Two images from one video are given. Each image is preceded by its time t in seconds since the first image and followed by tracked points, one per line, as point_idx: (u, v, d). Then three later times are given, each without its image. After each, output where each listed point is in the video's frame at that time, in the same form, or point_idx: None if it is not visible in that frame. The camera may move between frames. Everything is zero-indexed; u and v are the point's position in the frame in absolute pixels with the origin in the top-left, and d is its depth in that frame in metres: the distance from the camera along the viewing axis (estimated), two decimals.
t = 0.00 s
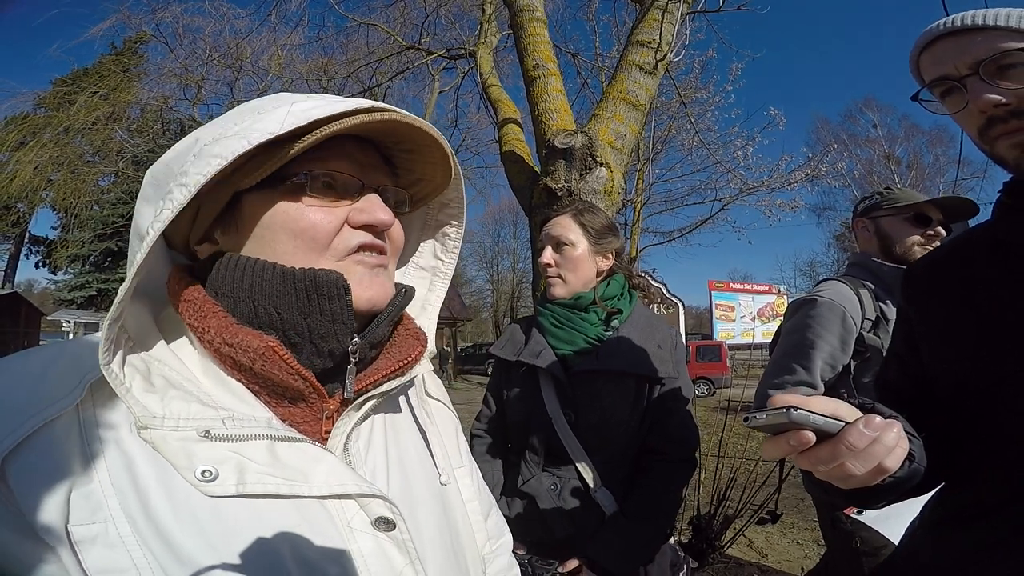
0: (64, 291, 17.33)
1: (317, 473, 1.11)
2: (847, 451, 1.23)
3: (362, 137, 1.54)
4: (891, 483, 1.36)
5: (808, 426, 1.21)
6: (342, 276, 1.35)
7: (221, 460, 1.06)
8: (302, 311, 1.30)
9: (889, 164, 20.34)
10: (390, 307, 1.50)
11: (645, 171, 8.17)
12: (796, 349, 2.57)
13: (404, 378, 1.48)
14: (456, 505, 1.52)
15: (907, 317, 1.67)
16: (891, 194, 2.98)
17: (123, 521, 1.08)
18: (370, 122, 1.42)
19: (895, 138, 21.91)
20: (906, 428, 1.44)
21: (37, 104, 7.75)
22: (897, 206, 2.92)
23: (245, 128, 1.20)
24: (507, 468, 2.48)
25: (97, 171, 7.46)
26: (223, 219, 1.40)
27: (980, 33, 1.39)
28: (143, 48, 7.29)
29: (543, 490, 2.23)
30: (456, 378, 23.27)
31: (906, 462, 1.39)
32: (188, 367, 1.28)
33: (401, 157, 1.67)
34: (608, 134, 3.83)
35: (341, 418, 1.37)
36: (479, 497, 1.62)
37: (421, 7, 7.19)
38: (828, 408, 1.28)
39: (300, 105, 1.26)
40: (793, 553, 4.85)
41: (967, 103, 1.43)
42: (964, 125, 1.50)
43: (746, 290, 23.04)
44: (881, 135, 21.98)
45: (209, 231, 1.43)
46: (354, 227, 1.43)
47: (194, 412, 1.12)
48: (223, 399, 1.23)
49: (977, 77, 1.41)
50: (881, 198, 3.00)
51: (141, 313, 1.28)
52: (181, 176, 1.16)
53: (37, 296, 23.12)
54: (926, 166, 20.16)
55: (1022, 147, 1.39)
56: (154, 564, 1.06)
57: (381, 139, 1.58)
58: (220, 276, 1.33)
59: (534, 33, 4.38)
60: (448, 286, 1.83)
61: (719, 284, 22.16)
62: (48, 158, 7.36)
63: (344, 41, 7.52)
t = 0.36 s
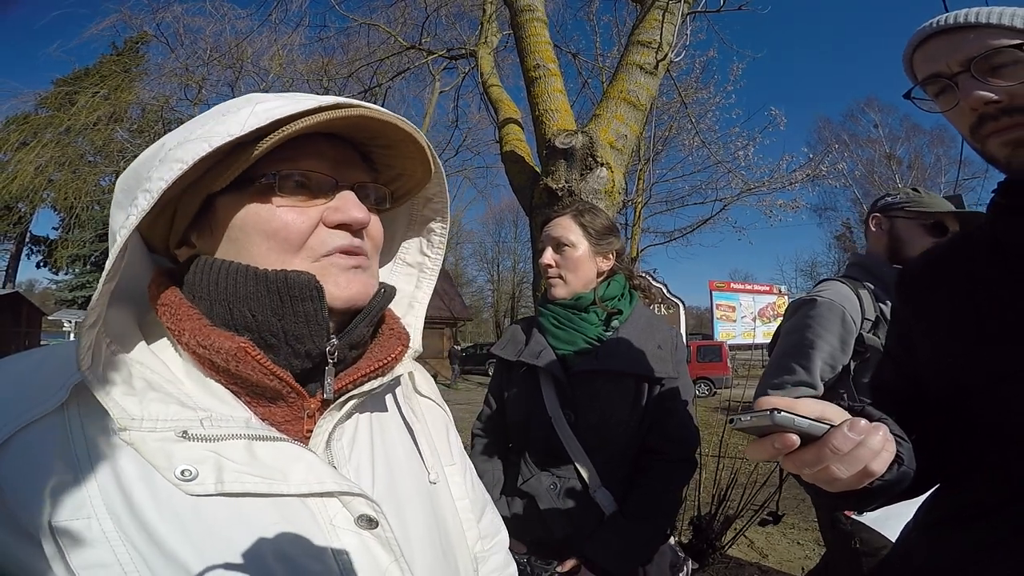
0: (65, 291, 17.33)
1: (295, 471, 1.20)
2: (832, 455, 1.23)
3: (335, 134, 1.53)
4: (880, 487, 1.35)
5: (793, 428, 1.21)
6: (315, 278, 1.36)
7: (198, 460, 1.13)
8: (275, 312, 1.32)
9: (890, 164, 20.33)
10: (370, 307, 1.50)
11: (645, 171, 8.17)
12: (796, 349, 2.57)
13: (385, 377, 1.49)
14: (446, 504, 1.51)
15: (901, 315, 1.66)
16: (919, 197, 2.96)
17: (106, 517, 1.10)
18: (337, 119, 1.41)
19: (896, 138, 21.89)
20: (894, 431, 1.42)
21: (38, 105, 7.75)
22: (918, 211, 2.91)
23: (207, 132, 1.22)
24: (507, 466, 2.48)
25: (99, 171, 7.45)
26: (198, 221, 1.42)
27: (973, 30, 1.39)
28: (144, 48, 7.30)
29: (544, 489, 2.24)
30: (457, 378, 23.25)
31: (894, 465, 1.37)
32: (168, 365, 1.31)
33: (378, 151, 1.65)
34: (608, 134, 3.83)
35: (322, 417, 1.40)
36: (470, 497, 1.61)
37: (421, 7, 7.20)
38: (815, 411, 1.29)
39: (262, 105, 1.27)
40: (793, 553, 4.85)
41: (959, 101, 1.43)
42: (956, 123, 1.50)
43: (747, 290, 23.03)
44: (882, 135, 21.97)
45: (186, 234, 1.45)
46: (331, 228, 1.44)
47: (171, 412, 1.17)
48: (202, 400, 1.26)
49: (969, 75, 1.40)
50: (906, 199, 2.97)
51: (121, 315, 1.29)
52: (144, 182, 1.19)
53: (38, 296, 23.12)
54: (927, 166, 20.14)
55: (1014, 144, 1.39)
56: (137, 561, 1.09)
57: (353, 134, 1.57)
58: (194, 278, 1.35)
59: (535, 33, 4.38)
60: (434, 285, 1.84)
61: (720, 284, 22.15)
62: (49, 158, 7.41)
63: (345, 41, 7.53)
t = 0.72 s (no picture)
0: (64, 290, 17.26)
1: (285, 467, 1.21)
2: (810, 458, 1.23)
3: (331, 144, 1.51)
4: (862, 489, 1.35)
5: (770, 430, 1.22)
6: (303, 289, 1.36)
7: (193, 457, 1.15)
8: (265, 320, 1.32)
9: (890, 163, 20.31)
10: (360, 315, 1.50)
11: (645, 170, 8.16)
12: (794, 347, 2.57)
13: (380, 379, 1.51)
14: (445, 508, 1.50)
15: (887, 316, 1.67)
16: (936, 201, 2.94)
17: (104, 510, 1.11)
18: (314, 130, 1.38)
19: (896, 137, 21.89)
20: (877, 433, 1.42)
21: (37, 104, 7.75)
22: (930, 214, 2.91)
23: (175, 143, 1.26)
24: (507, 466, 2.47)
25: (97, 171, 7.31)
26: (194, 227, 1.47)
27: (958, 28, 1.38)
28: (143, 48, 7.29)
29: (545, 487, 2.24)
30: (457, 377, 23.26)
31: (876, 468, 1.37)
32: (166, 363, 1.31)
33: (380, 160, 1.62)
34: (608, 133, 3.83)
35: (317, 416, 1.40)
36: (468, 498, 1.61)
37: (421, 6, 7.20)
38: (796, 414, 1.30)
39: (228, 117, 1.28)
40: (793, 552, 4.85)
41: (944, 99, 1.42)
42: (941, 121, 1.49)
43: (746, 289, 23.04)
44: (882, 134, 21.97)
45: (186, 240, 1.50)
46: (306, 246, 1.42)
47: (167, 412, 1.17)
48: (198, 399, 1.26)
49: (953, 73, 1.39)
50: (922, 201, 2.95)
51: (121, 318, 1.32)
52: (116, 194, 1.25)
53: (38, 296, 23.07)
54: (927, 165, 20.13)
55: (999, 143, 1.37)
56: (133, 555, 1.09)
57: (352, 146, 1.54)
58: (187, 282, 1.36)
59: (534, 32, 4.38)
60: (446, 300, 1.83)
61: (720, 283, 22.15)
62: (48, 157, 7.37)
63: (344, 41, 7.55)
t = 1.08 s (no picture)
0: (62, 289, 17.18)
1: (289, 467, 1.20)
2: (801, 454, 1.23)
3: (335, 136, 1.53)
4: (853, 488, 1.34)
5: (762, 426, 1.21)
6: (311, 282, 1.36)
7: (197, 451, 1.15)
8: (272, 315, 1.32)
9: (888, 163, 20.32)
10: (362, 311, 1.50)
11: (643, 170, 8.16)
12: (792, 346, 2.57)
13: (389, 377, 1.51)
14: (449, 512, 1.49)
15: (880, 316, 1.66)
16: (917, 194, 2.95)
17: (107, 507, 1.11)
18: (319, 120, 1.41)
19: (894, 137, 21.91)
20: (870, 432, 1.41)
21: (34, 103, 7.73)
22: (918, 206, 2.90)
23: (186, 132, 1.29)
24: (507, 465, 2.46)
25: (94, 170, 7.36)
26: (206, 221, 1.48)
27: (947, 29, 1.38)
28: (141, 47, 7.28)
29: (545, 486, 2.24)
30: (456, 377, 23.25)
31: (869, 466, 1.36)
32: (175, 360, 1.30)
33: (383, 157, 1.64)
34: (607, 131, 3.82)
35: (323, 415, 1.40)
36: (472, 501, 1.60)
37: (419, 5, 7.19)
38: (788, 411, 1.29)
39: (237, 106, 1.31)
40: (792, 551, 4.85)
41: (935, 100, 1.42)
42: (932, 122, 1.49)
43: (745, 288, 23.05)
44: (881, 134, 21.98)
45: (197, 235, 1.51)
46: (310, 233, 1.42)
47: (174, 404, 1.18)
48: (204, 393, 1.27)
49: (943, 74, 1.39)
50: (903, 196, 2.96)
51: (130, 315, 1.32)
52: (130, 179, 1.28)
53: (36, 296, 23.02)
54: (926, 165, 20.13)
55: (989, 144, 1.37)
56: (133, 552, 1.09)
57: (355, 140, 1.56)
58: (198, 276, 1.36)
59: (533, 31, 4.37)
60: (451, 294, 1.83)
61: (718, 282, 22.16)
62: (46, 157, 7.28)
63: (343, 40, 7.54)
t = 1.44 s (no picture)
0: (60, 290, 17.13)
1: (290, 460, 1.19)
2: (801, 453, 1.23)
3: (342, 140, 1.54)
4: (855, 484, 1.35)
5: (762, 426, 1.21)
6: (314, 275, 1.36)
7: (199, 444, 1.14)
8: (274, 307, 1.32)
9: (887, 162, 20.33)
10: (363, 308, 1.49)
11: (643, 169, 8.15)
12: (791, 345, 2.57)
13: (389, 371, 1.51)
14: (450, 508, 1.49)
15: (881, 314, 1.66)
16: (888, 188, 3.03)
17: (107, 504, 1.11)
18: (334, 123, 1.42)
19: (893, 136, 21.92)
20: (870, 429, 1.42)
21: (33, 103, 7.72)
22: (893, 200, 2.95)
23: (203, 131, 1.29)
24: (507, 465, 2.45)
25: (93, 169, 7.36)
26: (209, 218, 1.46)
27: (948, 27, 1.38)
28: (140, 47, 7.28)
29: (545, 486, 2.23)
30: (455, 377, 23.25)
31: (869, 464, 1.37)
32: (178, 355, 1.30)
33: (388, 160, 1.66)
34: (606, 130, 3.81)
35: (325, 410, 1.40)
36: (473, 496, 1.60)
37: (418, 5, 7.19)
38: (788, 409, 1.29)
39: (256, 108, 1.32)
40: (791, 550, 4.86)
41: (935, 99, 1.43)
42: (934, 120, 1.48)
43: (744, 288, 23.06)
44: (879, 133, 22.00)
45: (199, 232, 1.49)
46: (319, 233, 1.42)
47: (176, 398, 1.18)
48: (206, 387, 1.26)
49: (944, 72, 1.39)
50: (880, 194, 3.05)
51: (133, 309, 1.32)
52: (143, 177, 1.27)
53: (36, 296, 22.99)
54: (925, 164, 20.13)
55: (990, 142, 1.37)
56: (132, 549, 1.09)
57: (363, 144, 1.58)
58: (201, 272, 1.35)
59: (532, 30, 4.37)
60: (451, 295, 1.82)
61: (717, 282, 22.16)
62: (44, 156, 7.25)
63: (342, 39, 7.53)
